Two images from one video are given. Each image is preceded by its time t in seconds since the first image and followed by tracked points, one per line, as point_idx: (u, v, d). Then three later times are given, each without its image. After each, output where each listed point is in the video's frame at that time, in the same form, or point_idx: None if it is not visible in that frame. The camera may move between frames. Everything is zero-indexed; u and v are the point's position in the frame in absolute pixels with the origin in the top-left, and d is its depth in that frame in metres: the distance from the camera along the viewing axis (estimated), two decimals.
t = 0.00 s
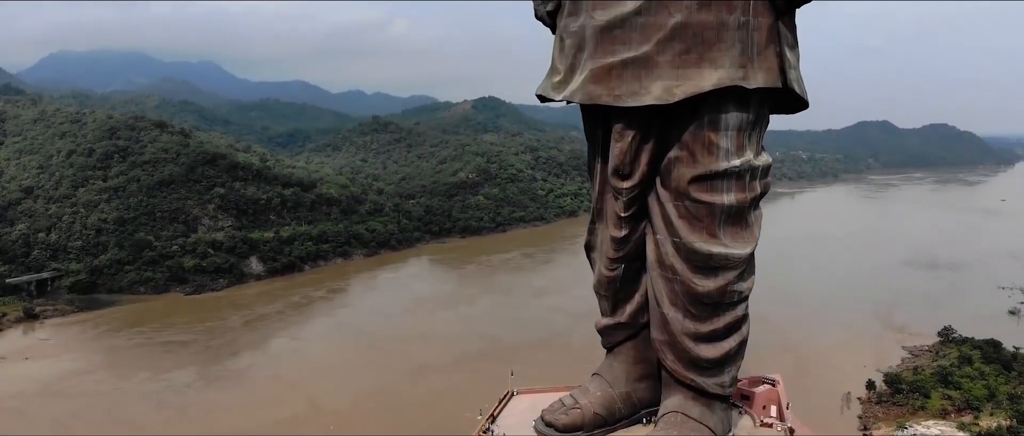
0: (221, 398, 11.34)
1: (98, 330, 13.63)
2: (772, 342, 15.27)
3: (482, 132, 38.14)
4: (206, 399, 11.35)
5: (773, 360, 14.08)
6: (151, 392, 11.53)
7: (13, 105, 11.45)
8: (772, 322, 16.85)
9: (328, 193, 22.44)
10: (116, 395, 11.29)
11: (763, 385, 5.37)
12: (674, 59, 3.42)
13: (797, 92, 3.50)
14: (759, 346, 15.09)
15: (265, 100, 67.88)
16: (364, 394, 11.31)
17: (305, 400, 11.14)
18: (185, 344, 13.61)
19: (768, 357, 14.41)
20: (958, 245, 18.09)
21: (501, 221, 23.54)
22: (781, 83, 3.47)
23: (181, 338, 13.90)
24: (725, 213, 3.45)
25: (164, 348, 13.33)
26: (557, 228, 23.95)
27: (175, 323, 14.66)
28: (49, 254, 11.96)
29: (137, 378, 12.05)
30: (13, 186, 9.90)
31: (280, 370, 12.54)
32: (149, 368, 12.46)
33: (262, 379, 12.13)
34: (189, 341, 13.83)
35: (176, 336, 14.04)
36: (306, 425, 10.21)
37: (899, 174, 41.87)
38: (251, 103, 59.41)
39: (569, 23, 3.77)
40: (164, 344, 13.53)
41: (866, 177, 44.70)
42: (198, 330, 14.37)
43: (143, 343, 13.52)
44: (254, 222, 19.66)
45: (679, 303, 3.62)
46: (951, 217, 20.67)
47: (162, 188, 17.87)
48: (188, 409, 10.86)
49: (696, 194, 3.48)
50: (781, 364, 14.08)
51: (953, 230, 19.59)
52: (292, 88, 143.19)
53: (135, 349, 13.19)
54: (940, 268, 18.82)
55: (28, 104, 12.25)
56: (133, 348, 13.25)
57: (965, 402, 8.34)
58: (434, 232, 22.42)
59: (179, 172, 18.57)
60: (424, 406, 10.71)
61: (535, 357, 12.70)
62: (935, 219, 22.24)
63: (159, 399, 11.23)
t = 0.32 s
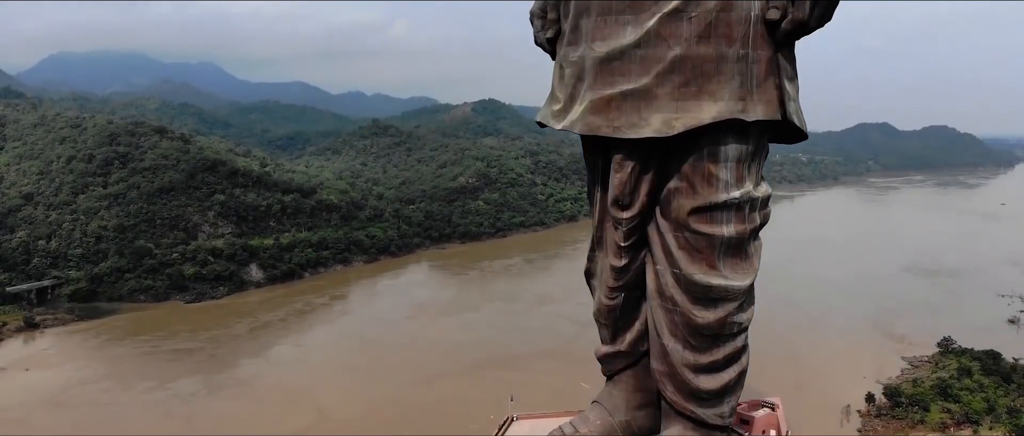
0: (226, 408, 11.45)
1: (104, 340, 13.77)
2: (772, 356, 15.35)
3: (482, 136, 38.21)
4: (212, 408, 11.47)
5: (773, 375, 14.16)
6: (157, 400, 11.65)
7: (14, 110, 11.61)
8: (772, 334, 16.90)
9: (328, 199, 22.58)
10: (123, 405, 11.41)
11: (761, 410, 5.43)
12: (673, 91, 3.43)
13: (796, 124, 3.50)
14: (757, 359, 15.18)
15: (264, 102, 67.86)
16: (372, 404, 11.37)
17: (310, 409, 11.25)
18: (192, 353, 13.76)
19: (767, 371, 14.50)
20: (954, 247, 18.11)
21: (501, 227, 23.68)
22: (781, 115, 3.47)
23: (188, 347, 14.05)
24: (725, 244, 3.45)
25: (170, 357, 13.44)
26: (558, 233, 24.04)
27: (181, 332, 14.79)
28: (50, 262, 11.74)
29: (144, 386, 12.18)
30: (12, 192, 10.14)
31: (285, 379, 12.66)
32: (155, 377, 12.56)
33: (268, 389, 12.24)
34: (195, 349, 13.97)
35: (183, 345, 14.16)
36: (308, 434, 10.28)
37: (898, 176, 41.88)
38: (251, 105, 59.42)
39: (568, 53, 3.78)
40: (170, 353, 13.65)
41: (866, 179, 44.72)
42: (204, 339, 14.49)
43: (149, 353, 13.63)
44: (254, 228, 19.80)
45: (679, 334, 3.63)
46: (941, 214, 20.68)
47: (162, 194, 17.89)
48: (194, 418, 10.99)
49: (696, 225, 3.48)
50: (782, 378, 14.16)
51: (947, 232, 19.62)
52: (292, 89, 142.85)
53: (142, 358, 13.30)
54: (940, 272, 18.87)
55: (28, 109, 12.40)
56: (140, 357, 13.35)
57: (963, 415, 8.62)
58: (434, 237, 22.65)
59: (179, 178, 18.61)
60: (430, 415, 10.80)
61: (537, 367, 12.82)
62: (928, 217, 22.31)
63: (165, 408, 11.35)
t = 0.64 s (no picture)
0: (232, 418, 11.66)
1: (110, 350, 14.01)
2: (774, 361, 15.33)
3: (482, 140, 38.31)
4: (219, 417, 11.68)
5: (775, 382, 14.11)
6: (164, 409, 11.87)
7: (14, 114, 11.63)
8: (774, 339, 16.90)
9: (328, 205, 22.73)
10: (131, 416, 11.63)
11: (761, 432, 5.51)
12: (673, 124, 3.44)
13: (795, 157, 3.52)
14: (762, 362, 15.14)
15: (265, 104, 67.87)
16: (375, 415, 11.59)
17: (316, 421, 11.45)
18: (198, 362, 13.99)
19: (770, 376, 14.45)
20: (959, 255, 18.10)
21: (501, 232, 23.86)
22: (780, 148, 3.49)
23: (193, 356, 14.28)
24: (725, 276, 3.46)
25: (176, 366, 13.68)
26: (557, 239, 24.20)
27: (185, 340, 15.02)
28: (50, 271, 11.51)
29: (150, 395, 12.42)
30: (13, 200, 9.84)
31: (288, 391, 12.83)
32: (162, 386, 12.79)
33: (272, 399, 12.43)
34: (200, 358, 14.21)
35: (188, 353, 14.39)
36: None
37: (899, 179, 41.91)
38: (251, 108, 59.50)
39: (567, 83, 3.79)
40: (176, 361, 13.89)
41: (866, 182, 44.76)
42: (209, 348, 14.72)
43: (153, 363, 13.84)
44: (254, 235, 19.92)
45: (678, 365, 3.64)
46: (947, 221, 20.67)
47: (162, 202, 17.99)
48: (201, 428, 11.18)
49: (695, 257, 3.49)
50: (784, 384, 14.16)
51: (950, 240, 19.66)
52: (291, 91, 142.93)
53: (148, 368, 13.53)
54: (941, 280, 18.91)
55: (29, 114, 12.42)
56: (146, 366, 13.59)
57: (963, 428, 8.65)
58: (434, 244, 22.80)
59: (179, 186, 18.70)
60: (433, 430, 10.99)
61: (537, 379, 13.02)
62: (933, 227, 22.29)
63: (172, 417, 11.56)
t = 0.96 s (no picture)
0: (237, 426, 11.70)
1: (114, 361, 14.06)
2: (777, 375, 15.30)
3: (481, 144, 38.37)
4: (224, 425, 11.73)
5: (774, 397, 14.04)
6: (170, 418, 11.94)
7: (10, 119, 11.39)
8: (776, 352, 16.92)
9: (328, 212, 22.86)
10: (138, 425, 11.70)
11: None
12: (672, 155, 3.44)
13: (795, 189, 3.52)
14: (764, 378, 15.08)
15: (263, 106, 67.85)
16: (378, 423, 11.63)
17: (320, 429, 11.51)
18: (202, 370, 14.09)
19: (771, 391, 14.39)
20: (950, 261, 18.06)
21: (500, 238, 23.94)
22: (779, 179, 3.50)
23: (197, 364, 14.37)
24: (724, 307, 3.46)
25: (180, 374, 13.78)
26: (557, 244, 24.29)
27: (189, 349, 15.10)
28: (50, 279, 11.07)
29: (156, 404, 12.50)
30: (12, 206, 9.53)
31: (292, 399, 12.88)
32: (167, 395, 12.89)
33: (278, 407, 12.48)
34: (204, 366, 14.32)
35: (193, 362, 14.49)
36: None
37: (898, 182, 41.93)
38: (250, 110, 59.49)
39: (567, 111, 3.81)
40: (181, 370, 14.00)
41: (865, 186, 44.77)
42: (213, 357, 14.80)
43: (158, 374, 13.92)
44: (253, 242, 20.02)
45: (677, 396, 3.68)
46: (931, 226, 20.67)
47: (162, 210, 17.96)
48: None
49: (694, 288, 3.50)
50: (786, 398, 14.10)
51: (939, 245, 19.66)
52: (291, 92, 142.93)
53: (152, 376, 13.62)
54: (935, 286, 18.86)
55: (27, 119, 12.22)
56: (150, 374, 13.69)
57: None
58: (434, 249, 22.92)
59: (179, 193, 18.71)
60: None
61: (538, 386, 13.08)
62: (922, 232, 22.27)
63: (178, 426, 11.62)
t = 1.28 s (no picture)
0: (239, 434, 11.74)
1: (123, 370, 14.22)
2: (778, 386, 15.24)
3: (481, 147, 38.45)
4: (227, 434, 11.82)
5: (773, 408, 14.00)
6: (174, 427, 12.03)
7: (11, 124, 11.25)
8: (778, 362, 16.89)
9: (327, 218, 22.96)
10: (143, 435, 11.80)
11: None
12: (670, 188, 3.45)
13: (793, 221, 3.53)
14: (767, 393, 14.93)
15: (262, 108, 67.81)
16: (379, 432, 11.73)
17: None
18: (206, 379, 14.25)
19: (771, 404, 14.33)
20: (946, 268, 18.01)
21: (500, 243, 24.03)
22: (778, 211, 3.50)
23: (202, 373, 14.52)
24: (722, 339, 3.48)
25: (184, 383, 13.94)
26: (556, 249, 24.40)
27: (195, 358, 15.23)
28: (50, 287, 10.96)
29: (162, 413, 12.60)
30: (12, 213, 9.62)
31: (294, 409, 12.94)
32: (171, 404, 13.02)
33: (280, 417, 12.55)
34: (208, 375, 14.46)
35: (197, 370, 14.64)
36: None
37: (898, 185, 41.89)
38: (249, 113, 59.53)
39: (566, 140, 3.82)
40: (185, 379, 14.16)
41: (865, 189, 44.69)
42: (216, 367, 14.89)
43: (161, 383, 14.03)
44: (253, 249, 20.03)
45: (676, 427, 3.71)
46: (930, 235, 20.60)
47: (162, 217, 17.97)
48: None
49: (693, 320, 3.51)
50: (786, 409, 14.02)
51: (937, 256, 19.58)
52: (290, 94, 142.80)
53: (157, 385, 13.78)
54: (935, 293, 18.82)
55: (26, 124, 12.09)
56: (155, 383, 13.84)
57: None
58: (433, 255, 23.10)
59: (178, 200, 18.72)
60: None
61: (539, 395, 13.13)
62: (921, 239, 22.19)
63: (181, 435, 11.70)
